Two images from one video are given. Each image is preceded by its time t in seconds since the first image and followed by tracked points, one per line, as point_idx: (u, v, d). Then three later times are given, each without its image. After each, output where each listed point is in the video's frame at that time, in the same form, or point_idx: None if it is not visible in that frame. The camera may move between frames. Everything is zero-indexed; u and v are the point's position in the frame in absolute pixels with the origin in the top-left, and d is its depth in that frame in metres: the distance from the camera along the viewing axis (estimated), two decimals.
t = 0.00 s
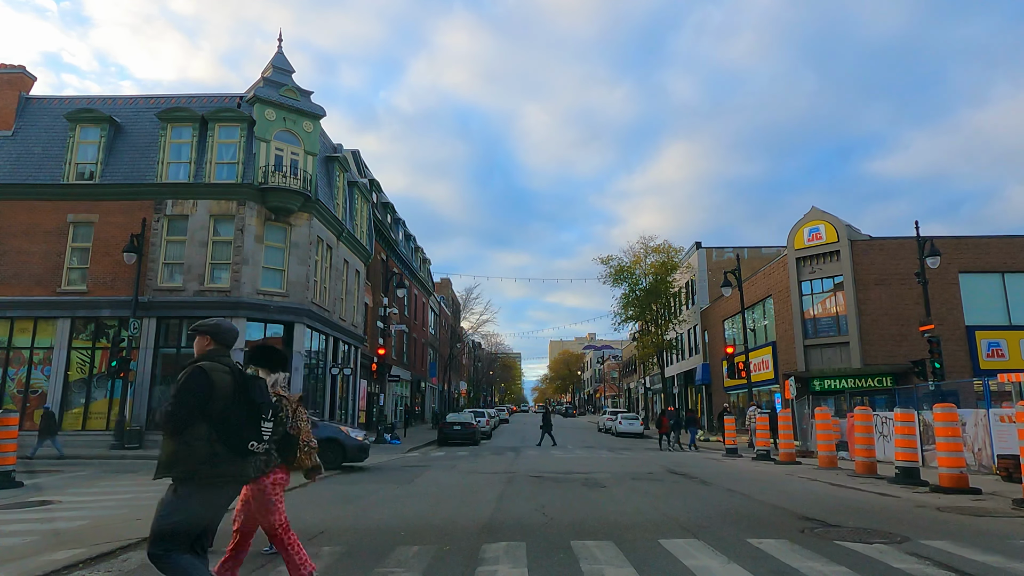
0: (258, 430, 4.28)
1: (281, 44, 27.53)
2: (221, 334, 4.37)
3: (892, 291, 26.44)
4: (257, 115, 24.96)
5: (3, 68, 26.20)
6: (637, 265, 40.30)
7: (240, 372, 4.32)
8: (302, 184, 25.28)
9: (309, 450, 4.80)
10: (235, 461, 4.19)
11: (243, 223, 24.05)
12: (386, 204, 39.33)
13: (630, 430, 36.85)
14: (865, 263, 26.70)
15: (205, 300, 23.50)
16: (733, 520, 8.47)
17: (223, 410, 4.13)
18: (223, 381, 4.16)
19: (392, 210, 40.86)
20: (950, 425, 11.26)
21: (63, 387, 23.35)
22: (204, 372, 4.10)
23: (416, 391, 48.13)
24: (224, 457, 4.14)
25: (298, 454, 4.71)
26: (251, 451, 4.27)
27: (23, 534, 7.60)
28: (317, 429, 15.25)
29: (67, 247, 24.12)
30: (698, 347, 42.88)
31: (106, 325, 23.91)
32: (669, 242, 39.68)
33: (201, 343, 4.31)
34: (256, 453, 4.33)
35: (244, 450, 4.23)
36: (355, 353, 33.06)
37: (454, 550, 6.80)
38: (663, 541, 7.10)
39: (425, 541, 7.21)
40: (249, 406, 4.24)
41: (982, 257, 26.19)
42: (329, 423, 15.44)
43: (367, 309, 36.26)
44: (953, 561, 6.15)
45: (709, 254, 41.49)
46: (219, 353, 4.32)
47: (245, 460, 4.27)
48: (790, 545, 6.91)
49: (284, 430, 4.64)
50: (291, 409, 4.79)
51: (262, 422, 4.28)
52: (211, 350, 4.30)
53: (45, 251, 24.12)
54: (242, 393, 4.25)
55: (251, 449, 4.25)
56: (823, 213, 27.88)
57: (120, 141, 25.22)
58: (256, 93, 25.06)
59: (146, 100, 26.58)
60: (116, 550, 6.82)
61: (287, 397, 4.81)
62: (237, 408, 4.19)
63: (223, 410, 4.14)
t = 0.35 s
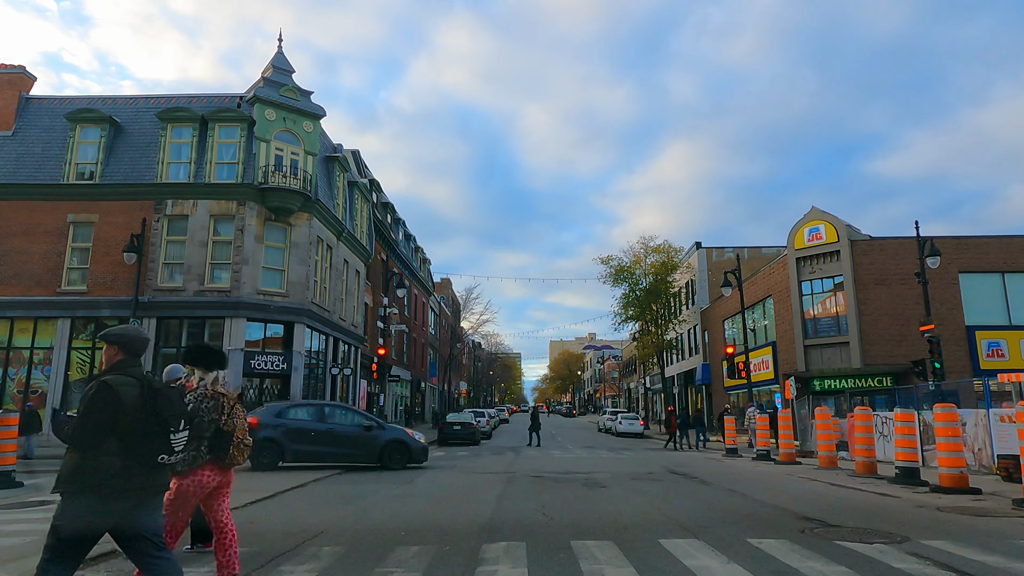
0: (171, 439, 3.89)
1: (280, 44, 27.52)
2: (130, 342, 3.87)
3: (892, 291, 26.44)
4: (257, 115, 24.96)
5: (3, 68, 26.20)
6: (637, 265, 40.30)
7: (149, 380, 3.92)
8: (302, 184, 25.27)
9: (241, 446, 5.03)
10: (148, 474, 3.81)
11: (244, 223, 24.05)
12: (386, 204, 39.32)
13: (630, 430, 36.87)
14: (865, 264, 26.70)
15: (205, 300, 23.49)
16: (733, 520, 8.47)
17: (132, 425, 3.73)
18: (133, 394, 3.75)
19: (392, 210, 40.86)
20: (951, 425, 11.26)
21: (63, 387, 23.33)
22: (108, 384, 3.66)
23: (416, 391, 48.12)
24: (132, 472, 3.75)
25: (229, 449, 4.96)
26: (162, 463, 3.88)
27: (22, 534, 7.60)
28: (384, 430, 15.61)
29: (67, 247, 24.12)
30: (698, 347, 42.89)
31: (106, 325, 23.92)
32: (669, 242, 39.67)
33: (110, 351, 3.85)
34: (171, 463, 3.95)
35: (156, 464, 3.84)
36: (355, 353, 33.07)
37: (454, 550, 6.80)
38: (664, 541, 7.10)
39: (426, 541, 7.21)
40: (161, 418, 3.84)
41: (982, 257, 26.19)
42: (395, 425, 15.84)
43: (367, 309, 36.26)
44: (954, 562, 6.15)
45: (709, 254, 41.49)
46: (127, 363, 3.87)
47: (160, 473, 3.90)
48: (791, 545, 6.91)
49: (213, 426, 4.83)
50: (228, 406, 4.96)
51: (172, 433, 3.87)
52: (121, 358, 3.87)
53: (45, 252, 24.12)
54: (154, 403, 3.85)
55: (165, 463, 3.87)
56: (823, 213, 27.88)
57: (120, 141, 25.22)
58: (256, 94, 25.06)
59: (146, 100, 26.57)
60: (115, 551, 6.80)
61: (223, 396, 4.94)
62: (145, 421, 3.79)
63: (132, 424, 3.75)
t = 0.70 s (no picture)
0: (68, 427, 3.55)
1: (281, 44, 27.51)
2: (47, 333, 3.77)
3: (892, 291, 26.44)
4: (257, 115, 24.95)
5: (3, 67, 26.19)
6: (637, 265, 40.30)
7: (58, 365, 3.65)
8: (302, 184, 25.27)
9: (169, 447, 4.75)
10: (36, 466, 3.45)
11: (244, 223, 24.06)
12: (386, 204, 39.32)
13: (630, 430, 36.95)
14: (865, 264, 26.70)
15: (205, 300, 23.49)
16: (733, 520, 8.47)
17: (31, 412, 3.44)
18: (36, 378, 3.51)
19: (392, 210, 40.86)
20: (950, 425, 11.26)
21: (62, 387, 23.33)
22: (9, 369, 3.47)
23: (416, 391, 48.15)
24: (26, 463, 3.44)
25: (153, 448, 4.67)
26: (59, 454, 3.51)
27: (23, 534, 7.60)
28: (447, 430, 15.99)
29: (67, 247, 24.13)
30: (698, 347, 42.90)
31: (106, 325, 23.93)
32: (669, 242, 39.68)
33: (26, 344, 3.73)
34: (75, 456, 3.61)
35: (49, 454, 3.47)
36: (355, 353, 33.08)
37: (454, 550, 6.79)
38: (664, 542, 7.10)
39: (426, 541, 7.21)
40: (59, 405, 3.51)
41: (982, 257, 26.19)
42: (455, 425, 16.24)
43: (367, 309, 36.26)
44: (954, 561, 6.16)
45: (709, 254, 41.50)
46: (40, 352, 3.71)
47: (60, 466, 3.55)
48: (791, 545, 6.91)
49: (135, 425, 4.63)
50: (152, 406, 4.73)
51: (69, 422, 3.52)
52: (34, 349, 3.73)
53: (45, 252, 24.12)
54: (56, 389, 3.53)
55: (58, 452, 3.49)
56: (823, 213, 27.87)
57: (120, 141, 25.22)
58: (256, 94, 25.05)
59: (146, 100, 26.57)
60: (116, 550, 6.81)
61: (147, 397, 4.72)
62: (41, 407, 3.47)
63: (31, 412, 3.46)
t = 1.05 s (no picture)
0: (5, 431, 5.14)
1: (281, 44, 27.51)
2: None
3: (892, 291, 26.44)
4: (257, 115, 24.96)
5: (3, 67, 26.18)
6: (637, 265, 40.29)
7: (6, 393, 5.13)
8: (302, 184, 25.27)
9: (99, 450, 5.38)
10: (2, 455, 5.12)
11: (244, 223, 24.06)
12: (386, 204, 39.31)
13: (631, 430, 36.97)
14: (865, 264, 26.70)
15: (205, 300, 23.49)
16: (733, 520, 8.47)
17: None
18: None
19: (392, 210, 40.85)
20: (951, 425, 11.25)
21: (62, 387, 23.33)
22: None
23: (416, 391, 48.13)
24: None
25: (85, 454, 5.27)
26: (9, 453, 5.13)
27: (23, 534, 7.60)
28: (501, 430, 16.71)
29: (67, 247, 24.12)
30: (698, 347, 42.88)
31: (106, 325, 23.93)
32: (669, 242, 39.68)
33: None
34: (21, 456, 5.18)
35: None
36: (355, 353, 33.06)
37: (454, 550, 6.79)
38: (664, 541, 7.10)
39: (426, 541, 7.21)
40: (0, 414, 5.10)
41: (982, 257, 26.19)
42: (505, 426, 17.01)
43: (367, 309, 36.25)
44: (954, 561, 6.16)
45: (709, 254, 41.49)
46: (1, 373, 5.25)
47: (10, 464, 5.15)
48: (790, 545, 6.91)
49: (68, 430, 5.20)
50: (86, 411, 5.37)
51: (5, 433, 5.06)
52: None
53: (45, 252, 24.12)
54: None
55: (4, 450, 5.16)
56: (823, 213, 27.87)
57: (120, 141, 25.21)
58: (256, 93, 25.05)
59: (146, 100, 26.57)
60: (116, 550, 6.81)
61: (81, 402, 5.35)
62: None
63: None
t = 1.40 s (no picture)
0: None
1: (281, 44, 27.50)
2: None
3: (892, 291, 26.45)
4: (257, 115, 24.96)
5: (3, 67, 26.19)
6: (637, 265, 40.28)
7: None
8: (302, 183, 25.28)
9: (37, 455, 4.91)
10: None
11: (243, 223, 24.06)
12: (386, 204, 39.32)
13: (630, 430, 36.97)
14: (865, 264, 26.70)
15: (205, 300, 23.49)
16: (733, 520, 8.47)
17: None
18: None
19: (392, 210, 40.85)
20: (951, 425, 11.24)
21: (63, 387, 23.33)
22: None
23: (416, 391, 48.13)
24: None
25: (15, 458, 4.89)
26: None
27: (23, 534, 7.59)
28: (538, 428, 17.65)
29: (67, 247, 24.12)
30: (698, 347, 42.86)
31: (106, 325, 23.92)
32: (669, 242, 39.68)
33: None
34: None
35: None
36: (355, 353, 33.06)
37: (454, 550, 6.79)
38: (664, 541, 7.10)
39: (426, 541, 7.21)
40: None
41: (982, 257, 26.19)
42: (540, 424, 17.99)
43: (367, 309, 36.25)
44: (954, 561, 6.15)
45: (709, 254, 41.49)
46: None
47: None
48: (791, 545, 6.91)
49: None
50: (18, 414, 4.94)
51: None
52: None
53: (45, 252, 24.12)
54: None
55: None
56: (822, 213, 27.88)
57: (119, 141, 25.20)
58: (256, 93, 25.06)
59: (146, 100, 26.57)
60: (115, 550, 6.81)
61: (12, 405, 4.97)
62: None
63: None
